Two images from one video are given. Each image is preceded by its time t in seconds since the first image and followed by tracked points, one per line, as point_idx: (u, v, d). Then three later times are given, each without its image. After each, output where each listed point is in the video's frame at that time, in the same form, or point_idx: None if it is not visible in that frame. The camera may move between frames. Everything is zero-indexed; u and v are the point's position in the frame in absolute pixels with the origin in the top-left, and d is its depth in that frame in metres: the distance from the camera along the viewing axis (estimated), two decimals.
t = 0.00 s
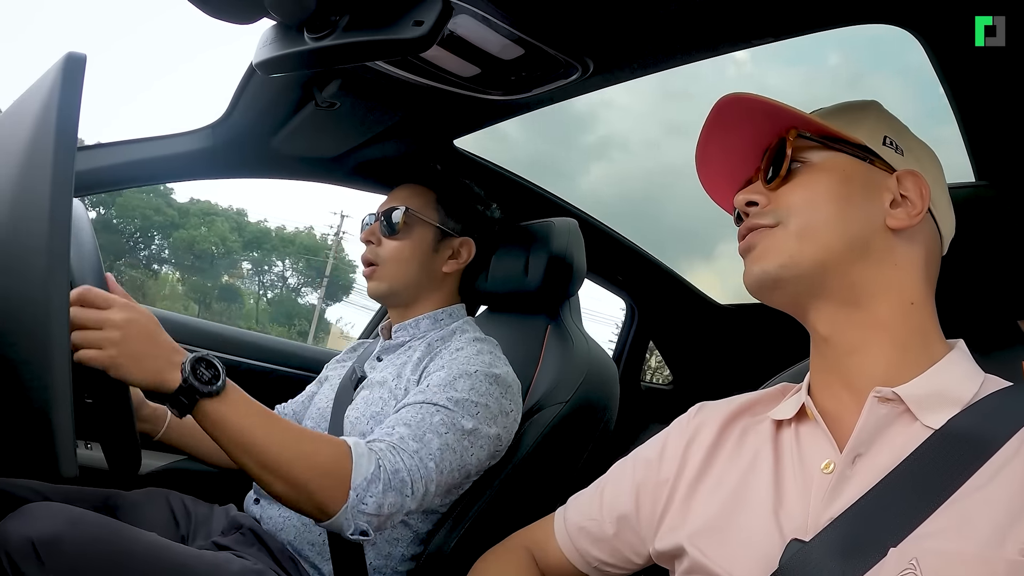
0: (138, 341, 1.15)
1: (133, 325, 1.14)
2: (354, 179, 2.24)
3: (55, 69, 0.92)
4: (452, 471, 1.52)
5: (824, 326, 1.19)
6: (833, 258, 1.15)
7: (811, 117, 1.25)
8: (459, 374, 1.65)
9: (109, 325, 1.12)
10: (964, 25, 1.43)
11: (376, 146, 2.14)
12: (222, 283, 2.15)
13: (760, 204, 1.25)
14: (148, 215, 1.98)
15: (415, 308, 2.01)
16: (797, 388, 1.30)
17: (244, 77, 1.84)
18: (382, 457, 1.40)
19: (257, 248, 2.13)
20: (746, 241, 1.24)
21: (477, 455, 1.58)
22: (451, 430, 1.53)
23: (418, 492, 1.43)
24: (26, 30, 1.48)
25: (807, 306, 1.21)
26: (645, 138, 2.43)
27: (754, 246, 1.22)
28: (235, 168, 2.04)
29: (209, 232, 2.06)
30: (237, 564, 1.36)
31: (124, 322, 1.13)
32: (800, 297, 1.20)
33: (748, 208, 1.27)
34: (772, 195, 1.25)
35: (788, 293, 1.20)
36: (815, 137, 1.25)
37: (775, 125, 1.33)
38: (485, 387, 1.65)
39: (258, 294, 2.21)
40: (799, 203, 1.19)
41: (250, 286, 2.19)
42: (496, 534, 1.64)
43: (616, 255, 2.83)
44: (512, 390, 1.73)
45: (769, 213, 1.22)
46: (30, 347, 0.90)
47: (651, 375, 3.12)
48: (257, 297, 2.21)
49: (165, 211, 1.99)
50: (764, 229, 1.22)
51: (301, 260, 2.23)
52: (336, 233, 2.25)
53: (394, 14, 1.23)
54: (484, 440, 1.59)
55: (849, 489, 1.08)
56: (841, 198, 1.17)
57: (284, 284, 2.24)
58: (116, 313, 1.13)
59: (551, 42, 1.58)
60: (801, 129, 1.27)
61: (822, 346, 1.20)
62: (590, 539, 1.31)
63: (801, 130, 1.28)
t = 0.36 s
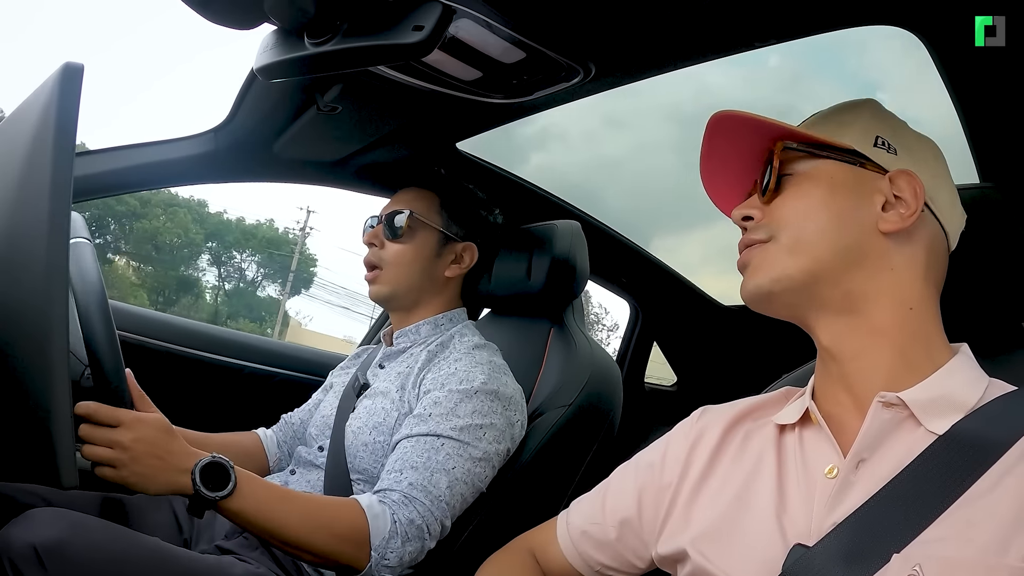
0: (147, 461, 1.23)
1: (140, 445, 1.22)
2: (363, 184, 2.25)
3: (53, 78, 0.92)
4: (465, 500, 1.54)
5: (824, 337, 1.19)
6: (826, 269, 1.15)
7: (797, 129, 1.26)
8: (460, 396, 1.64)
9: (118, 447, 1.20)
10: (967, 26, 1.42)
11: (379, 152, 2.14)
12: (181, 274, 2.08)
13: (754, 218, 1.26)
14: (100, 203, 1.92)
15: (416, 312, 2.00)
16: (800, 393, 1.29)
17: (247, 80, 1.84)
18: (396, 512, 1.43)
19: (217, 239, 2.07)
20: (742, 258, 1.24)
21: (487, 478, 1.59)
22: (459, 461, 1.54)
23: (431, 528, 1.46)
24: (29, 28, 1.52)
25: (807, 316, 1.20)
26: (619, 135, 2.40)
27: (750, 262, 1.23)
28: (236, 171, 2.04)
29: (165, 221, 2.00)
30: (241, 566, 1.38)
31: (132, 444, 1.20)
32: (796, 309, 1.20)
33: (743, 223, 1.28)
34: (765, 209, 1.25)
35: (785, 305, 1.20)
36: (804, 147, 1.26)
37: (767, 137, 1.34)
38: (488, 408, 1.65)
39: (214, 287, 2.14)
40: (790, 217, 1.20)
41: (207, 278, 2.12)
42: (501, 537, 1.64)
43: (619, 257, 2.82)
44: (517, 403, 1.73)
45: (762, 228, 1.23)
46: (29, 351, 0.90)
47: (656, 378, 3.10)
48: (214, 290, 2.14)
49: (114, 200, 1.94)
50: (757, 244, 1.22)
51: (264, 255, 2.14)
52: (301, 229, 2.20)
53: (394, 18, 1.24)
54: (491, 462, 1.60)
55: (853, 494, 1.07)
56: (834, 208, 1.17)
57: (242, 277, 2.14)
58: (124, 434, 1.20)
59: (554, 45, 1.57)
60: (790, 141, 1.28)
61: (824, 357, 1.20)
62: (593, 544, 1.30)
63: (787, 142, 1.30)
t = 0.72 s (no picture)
0: (141, 457, 1.25)
1: (137, 441, 1.24)
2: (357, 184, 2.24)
3: (50, 69, 0.92)
4: (459, 497, 1.54)
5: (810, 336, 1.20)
6: (805, 277, 1.17)
7: (761, 142, 1.29)
8: (453, 394, 1.63)
9: (116, 442, 1.22)
10: (965, 22, 1.42)
11: (373, 150, 2.14)
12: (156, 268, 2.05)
13: (738, 231, 1.28)
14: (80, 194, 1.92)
15: (415, 308, 2.00)
16: (794, 388, 1.30)
17: (241, 76, 1.85)
18: (389, 511, 1.43)
19: (195, 234, 2.04)
20: (728, 273, 1.27)
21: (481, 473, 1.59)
22: (451, 459, 1.54)
23: (423, 526, 1.47)
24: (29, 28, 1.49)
25: (795, 321, 1.22)
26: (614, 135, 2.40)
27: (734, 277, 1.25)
28: (229, 166, 2.02)
29: (142, 216, 1.98)
30: (235, 563, 1.38)
31: (129, 440, 1.23)
32: (781, 316, 1.22)
33: (729, 237, 1.30)
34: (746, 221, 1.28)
35: (772, 315, 1.22)
36: (771, 158, 1.28)
37: (738, 149, 1.37)
38: (480, 405, 1.64)
39: (187, 284, 2.12)
40: (765, 227, 1.22)
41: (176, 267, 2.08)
42: (497, 532, 1.62)
43: (614, 253, 2.82)
44: (511, 399, 1.72)
45: (742, 241, 1.25)
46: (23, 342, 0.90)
47: (649, 375, 3.11)
48: (185, 284, 2.12)
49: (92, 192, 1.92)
50: (741, 257, 1.25)
51: (244, 253, 2.12)
52: (281, 228, 2.18)
53: (390, 12, 1.23)
54: (485, 457, 1.60)
55: (848, 486, 1.08)
56: (808, 214, 1.19)
57: (216, 271, 2.13)
58: (123, 430, 1.23)
59: (548, 40, 1.57)
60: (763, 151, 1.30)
61: (815, 357, 1.20)
62: (588, 538, 1.30)
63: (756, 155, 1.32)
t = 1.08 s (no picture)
0: (131, 442, 1.24)
1: (128, 425, 1.23)
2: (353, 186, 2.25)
3: (36, 93, 0.92)
4: (447, 497, 1.56)
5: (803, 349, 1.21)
6: (797, 286, 1.18)
7: (762, 150, 1.29)
8: (445, 395, 1.65)
9: (105, 427, 1.22)
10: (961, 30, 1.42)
11: (367, 153, 2.13)
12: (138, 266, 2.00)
13: (733, 238, 1.29)
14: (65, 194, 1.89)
15: (410, 310, 2.02)
16: (783, 399, 1.31)
17: (231, 86, 1.84)
18: (375, 506, 1.45)
19: (185, 233, 2.04)
20: (722, 280, 1.27)
21: (472, 474, 1.60)
22: (442, 459, 1.55)
23: (410, 523, 1.48)
24: (30, 27, 1.53)
25: (787, 332, 1.22)
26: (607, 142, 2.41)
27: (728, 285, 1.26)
28: (223, 171, 2.02)
29: (136, 215, 1.97)
30: (226, 566, 1.41)
31: (119, 425, 1.22)
32: (774, 326, 1.22)
33: (725, 243, 1.31)
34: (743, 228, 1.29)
35: (765, 324, 1.23)
36: (771, 167, 1.28)
37: (737, 157, 1.37)
38: (472, 406, 1.65)
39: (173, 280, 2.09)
40: (760, 237, 1.23)
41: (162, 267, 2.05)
42: (484, 536, 1.65)
43: (606, 257, 2.83)
44: (503, 403, 1.74)
45: (739, 249, 1.27)
46: (17, 357, 0.91)
47: (641, 377, 3.12)
48: (173, 280, 2.10)
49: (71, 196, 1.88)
50: (737, 266, 1.26)
51: (232, 250, 2.11)
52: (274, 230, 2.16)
53: (376, 25, 1.25)
54: (476, 458, 1.61)
55: (832, 501, 1.09)
56: (802, 223, 1.20)
57: (203, 270, 2.10)
58: (112, 415, 1.22)
59: (537, 53, 1.56)
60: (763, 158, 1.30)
61: (806, 368, 1.21)
62: (575, 544, 1.31)
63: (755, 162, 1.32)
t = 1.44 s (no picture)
0: (125, 429, 1.25)
1: (123, 412, 1.23)
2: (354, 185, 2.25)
3: (37, 74, 0.92)
4: (444, 491, 1.54)
5: (800, 344, 1.21)
6: (792, 283, 1.18)
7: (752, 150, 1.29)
8: (443, 388, 1.64)
9: (101, 414, 1.21)
10: (963, 26, 1.42)
11: (366, 151, 2.13)
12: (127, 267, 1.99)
13: (727, 238, 1.29)
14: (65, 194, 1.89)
15: (410, 309, 2.01)
16: (781, 394, 1.31)
17: (230, 81, 1.84)
18: (371, 495, 1.43)
19: (188, 235, 2.03)
20: (716, 280, 1.27)
21: (469, 469, 1.59)
22: (439, 452, 1.54)
23: (406, 514, 1.46)
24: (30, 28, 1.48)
25: (784, 329, 1.22)
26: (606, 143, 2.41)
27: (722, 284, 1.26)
28: (219, 168, 2.01)
29: (141, 216, 1.96)
30: (222, 566, 1.40)
31: (114, 412, 1.22)
32: (771, 323, 1.22)
33: (718, 244, 1.31)
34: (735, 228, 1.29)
35: (761, 323, 1.23)
36: (762, 166, 1.28)
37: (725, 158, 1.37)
38: (470, 400, 1.65)
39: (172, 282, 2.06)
40: (754, 235, 1.23)
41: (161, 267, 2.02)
42: (485, 535, 1.62)
43: (605, 257, 2.82)
44: (501, 400, 1.73)
45: (732, 249, 1.26)
46: (12, 345, 0.90)
47: (638, 378, 3.12)
48: (177, 284, 2.07)
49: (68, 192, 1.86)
50: (731, 266, 1.26)
51: (234, 253, 2.10)
52: (281, 234, 2.18)
53: (377, 17, 1.25)
54: (473, 451, 1.60)
55: (833, 493, 1.09)
56: (795, 219, 1.20)
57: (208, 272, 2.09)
58: (108, 402, 1.21)
59: (540, 45, 1.57)
60: (752, 158, 1.31)
61: (806, 364, 1.21)
62: (575, 541, 1.30)
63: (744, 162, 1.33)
